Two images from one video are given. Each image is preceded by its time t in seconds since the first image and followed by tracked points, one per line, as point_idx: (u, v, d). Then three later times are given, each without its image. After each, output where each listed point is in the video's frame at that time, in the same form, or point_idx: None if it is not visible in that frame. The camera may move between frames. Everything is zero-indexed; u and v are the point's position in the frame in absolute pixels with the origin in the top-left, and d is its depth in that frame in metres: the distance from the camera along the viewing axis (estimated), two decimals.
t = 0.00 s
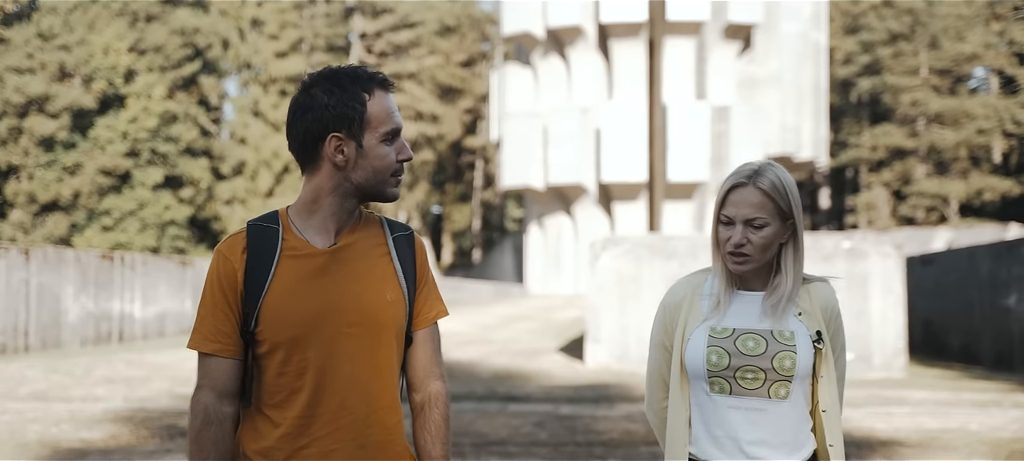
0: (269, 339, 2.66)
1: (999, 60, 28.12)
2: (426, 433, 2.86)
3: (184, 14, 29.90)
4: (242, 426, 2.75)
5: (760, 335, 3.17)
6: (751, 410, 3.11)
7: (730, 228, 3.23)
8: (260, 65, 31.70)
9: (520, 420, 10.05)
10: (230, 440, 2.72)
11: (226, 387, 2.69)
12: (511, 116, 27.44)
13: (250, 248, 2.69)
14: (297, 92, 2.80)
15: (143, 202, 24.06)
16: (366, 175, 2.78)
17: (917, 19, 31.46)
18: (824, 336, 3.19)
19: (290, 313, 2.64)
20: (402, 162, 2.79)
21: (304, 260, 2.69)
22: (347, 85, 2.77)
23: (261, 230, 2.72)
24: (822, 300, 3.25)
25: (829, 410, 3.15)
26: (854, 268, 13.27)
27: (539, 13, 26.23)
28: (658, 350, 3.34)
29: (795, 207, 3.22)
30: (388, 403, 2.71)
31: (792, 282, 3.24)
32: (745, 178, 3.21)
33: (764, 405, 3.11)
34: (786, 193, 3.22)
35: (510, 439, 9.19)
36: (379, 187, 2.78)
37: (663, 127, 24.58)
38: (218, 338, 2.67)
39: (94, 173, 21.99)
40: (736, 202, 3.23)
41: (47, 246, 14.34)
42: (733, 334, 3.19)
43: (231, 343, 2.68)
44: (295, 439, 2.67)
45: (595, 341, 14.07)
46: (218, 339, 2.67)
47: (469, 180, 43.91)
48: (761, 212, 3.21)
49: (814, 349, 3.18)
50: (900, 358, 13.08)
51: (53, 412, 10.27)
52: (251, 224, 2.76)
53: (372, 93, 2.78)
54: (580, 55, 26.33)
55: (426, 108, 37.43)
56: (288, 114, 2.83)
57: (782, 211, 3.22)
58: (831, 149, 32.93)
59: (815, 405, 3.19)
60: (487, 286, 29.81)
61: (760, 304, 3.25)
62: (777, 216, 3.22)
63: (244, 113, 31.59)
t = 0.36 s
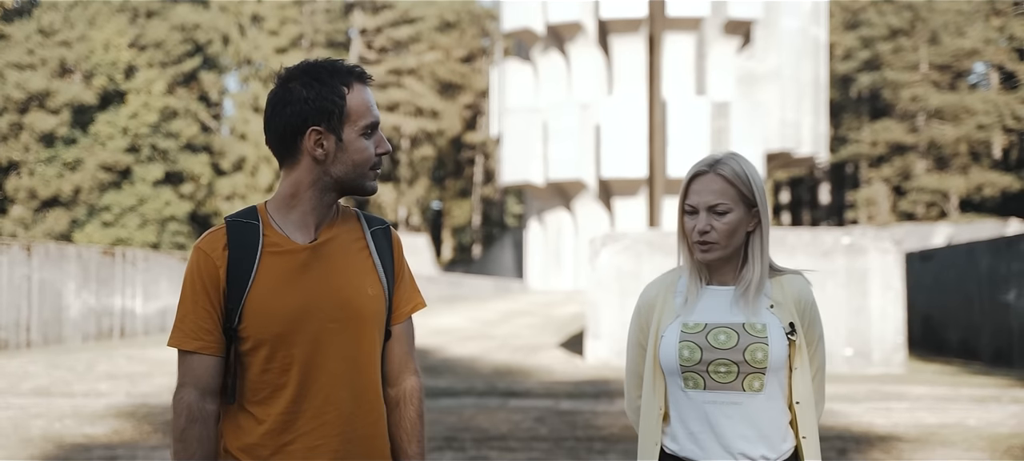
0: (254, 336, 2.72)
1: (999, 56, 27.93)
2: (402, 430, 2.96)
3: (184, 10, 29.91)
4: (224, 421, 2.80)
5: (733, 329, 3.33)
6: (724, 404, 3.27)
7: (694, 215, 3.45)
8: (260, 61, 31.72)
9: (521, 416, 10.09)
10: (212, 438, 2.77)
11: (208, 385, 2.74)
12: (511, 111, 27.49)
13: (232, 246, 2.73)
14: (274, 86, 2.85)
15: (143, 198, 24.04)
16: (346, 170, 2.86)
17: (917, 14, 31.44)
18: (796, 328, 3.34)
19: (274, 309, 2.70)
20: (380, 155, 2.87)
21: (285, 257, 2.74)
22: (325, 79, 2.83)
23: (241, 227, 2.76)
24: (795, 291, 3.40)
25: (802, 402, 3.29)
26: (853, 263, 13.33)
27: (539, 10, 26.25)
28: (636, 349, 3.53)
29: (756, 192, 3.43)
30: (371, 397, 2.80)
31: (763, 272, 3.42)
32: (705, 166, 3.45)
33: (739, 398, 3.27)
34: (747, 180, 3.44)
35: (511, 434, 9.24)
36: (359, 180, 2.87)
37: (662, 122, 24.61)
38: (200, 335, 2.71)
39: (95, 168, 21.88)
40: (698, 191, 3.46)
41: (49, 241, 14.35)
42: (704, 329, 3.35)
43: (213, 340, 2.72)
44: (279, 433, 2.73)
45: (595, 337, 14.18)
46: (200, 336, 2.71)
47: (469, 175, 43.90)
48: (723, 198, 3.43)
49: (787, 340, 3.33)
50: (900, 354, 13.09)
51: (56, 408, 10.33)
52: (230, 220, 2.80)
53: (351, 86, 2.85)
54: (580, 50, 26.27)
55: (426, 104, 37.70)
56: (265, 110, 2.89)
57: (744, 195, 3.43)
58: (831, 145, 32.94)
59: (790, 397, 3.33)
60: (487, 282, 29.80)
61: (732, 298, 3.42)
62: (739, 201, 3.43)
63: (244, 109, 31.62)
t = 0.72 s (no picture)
0: (243, 333, 2.68)
1: (1000, 53, 28.18)
2: (387, 422, 2.95)
3: (187, 8, 29.88)
4: (211, 417, 2.75)
5: (706, 317, 3.33)
6: (701, 391, 3.27)
7: (661, 201, 3.49)
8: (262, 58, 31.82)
9: (523, 411, 10.14)
10: (201, 435, 2.72)
11: (197, 382, 2.69)
12: (512, 109, 27.50)
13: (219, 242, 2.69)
14: (258, 84, 2.82)
15: (145, 195, 24.04)
16: (331, 165, 2.83)
17: (918, 11, 31.63)
18: (770, 316, 3.37)
19: (263, 305, 2.67)
20: (363, 152, 2.86)
21: (272, 255, 2.70)
22: (310, 76, 2.80)
23: (227, 224, 2.72)
24: (768, 281, 3.44)
25: (778, 389, 3.30)
26: (854, 260, 13.41)
27: (540, 8, 26.29)
28: (611, 347, 3.58)
29: (721, 178, 3.46)
30: (360, 389, 2.80)
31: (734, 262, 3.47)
32: (670, 155, 3.50)
33: (716, 385, 3.27)
34: (712, 168, 3.47)
35: (513, 430, 9.28)
36: (343, 177, 2.85)
37: (664, 120, 24.64)
38: (189, 333, 2.66)
39: (97, 165, 21.78)
40: (663, 179, 3.50)
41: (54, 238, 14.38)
42: (679, 318, 3.36)
43: (201, 338, 2.68)
44: (270, 428, 2.70)
45: (597, 334, 14.26)
46: (190, 334, 2.67)
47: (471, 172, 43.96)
48: (688, 184, 3.46)
49: (761, 328, 3.36)
50: (901, 350, 13.11)
51: (62, 403, 10.39)
52: (214, 217, 2.76)
53: (334, 84, 2.83)
54: (581, 48, 26.31)
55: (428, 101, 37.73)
56: (249, 108, 2.84)
57: (709, 181, 3.46)
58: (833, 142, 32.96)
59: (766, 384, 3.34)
60: (489, 278, 29.83)
61: (704, 289, 3.44)
62: (704, 187, 3.46)
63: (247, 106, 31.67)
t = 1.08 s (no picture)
0: (231, 337, 2.72)
1: (1006, 50, 27.85)
2: (371, 419, 3.04)
3: (192, 6, 29.79)
4: (197, 417, 2.79)
5: (678, 320, 3.38)
6: (671, 394, 3.33)
7: (629, 204, 3.55)
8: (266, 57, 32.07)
9: (527, 409, 10.17)
10: (186, 437, 2.75)
11: (184, 384, 2.72)
12: (516, 107, 27.56)
13: (208, 244, 2.72)
14: (244, 89, 2.86)
15: (150, 194, 24.06)
16: (318, 168, 2.88)
17: (923, 9, 31.60)
18: (745, 317, 3.38)
19: (254, 309, 2.70)
20: (350, 154, 2.91)
21: (261, 259, 2.74)
22: (297, 80, 2.85)
23: (215, 227, 2.75)
24: (744, 281, 3.44)
25: (751, 391, 3.32)
26: (858, 258, 13.42)
27: (545, 7, 26.32)
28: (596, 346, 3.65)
29: (685, 179, 3.49)
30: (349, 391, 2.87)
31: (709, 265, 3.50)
32: (640, 159, 3.56)
33: (688, 388, 3.32)
34: (678, 170, 3.50)
35: (517, 428, 9.31)
36: (331, 179, 2.89)
37: (669, 118, 24.65)
38: (177, 336, 2.70)
39: (106, 163, 21.58)
40: (631, 182, 3.56)
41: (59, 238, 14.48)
42: (651, 321, 3.40)
43: (189, 341, 2.71)
44: (257, 429, 2.74)
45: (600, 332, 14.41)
46: (178, 337, 2.70)
47: (476, 171, 43.97)
48: (650, 185, 3.51)
49: (735, 330, 3.37)
50: (904, 349, 13.22)
51: (69, 401, 10.45)
52: (202, 220, 2.79)
53: (322, 89, 2.88)
54: (586, 46, 26.33)
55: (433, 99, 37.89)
56: (237, 115, 2.89)
57: (673, 182, 3.49)
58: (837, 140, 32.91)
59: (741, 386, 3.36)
60: (494, 277, 29.86)
61: (677, 292, 3.47)
62: (669, 188, 3.49)
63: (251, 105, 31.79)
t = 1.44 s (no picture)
0: (239, 336, 2.77)
1: (1011, 49, 28.79)
2: (373, 420, 3.09)
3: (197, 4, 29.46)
4: (205, 416, 2.84)
5: (662, 316, 3.42)
6: (656, 390, 3.36)
7: (625, 195, 3.59)
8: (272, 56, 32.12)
9: (532, 408, 10.20)
10: (196, 436, 2.81)
11: (192, 381, 2.78)
12: (522, 106, 27.64)
13: (217, 247, 2.77)
14: (253, 89, 2.91)
15: (157, 193, 24.15)
16: (329, 169, 2.93)
17: (929, 7, 31.55)
18: (729, 314, 3.40)
19: (262, 309, 2.76)
20: (358, 155, 2.96)
21: (269, 260, 2.79)
22: (304, 83, 2.90)
23: (224, 228, 2.80)
24: (733, 279, 3.45)
25: (737, 388, 3.32)
26: (863, 257, 13.40)
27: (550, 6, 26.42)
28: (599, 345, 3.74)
29: (684, 176, 3.51)
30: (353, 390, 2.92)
31: (697, 263, 3.52)
32: (641, 155, 3.60)
33: (671, 384, 3.35)
34: (678, 167, 3.53)
35: (521, 425, 9.33)
36: (338, 181, 2.94)
37: (674, 117, 24.66)
38: (186, 335, 2.75)
39: (113, 162, 21.55)
40: (631, 175, 3.59)
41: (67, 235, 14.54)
42: (638, 318, 3.47)
43: (197, 340, 2.76)
44: (262, 428, 2.80)
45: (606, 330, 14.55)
46: (187, 336, 2.75)
47: (482, 169, 44.02)
48: (647, 179, 3.54)
49: (720, 327, 3.39)
50: (909, 347, 13.24)
51: (76, 400, 10.50)
52: (210, 221, 2.84)
53: (329, 90, 2.93)
54: (591, 45, 26.31)
55: (438, 98, 37.94)
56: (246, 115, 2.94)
57: (672, 179, 3.52)
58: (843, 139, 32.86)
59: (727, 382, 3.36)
60: (500, 276, 29.91)
61: (664, 288, 3.53)
62: (666, 184, 3.52)
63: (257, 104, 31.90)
